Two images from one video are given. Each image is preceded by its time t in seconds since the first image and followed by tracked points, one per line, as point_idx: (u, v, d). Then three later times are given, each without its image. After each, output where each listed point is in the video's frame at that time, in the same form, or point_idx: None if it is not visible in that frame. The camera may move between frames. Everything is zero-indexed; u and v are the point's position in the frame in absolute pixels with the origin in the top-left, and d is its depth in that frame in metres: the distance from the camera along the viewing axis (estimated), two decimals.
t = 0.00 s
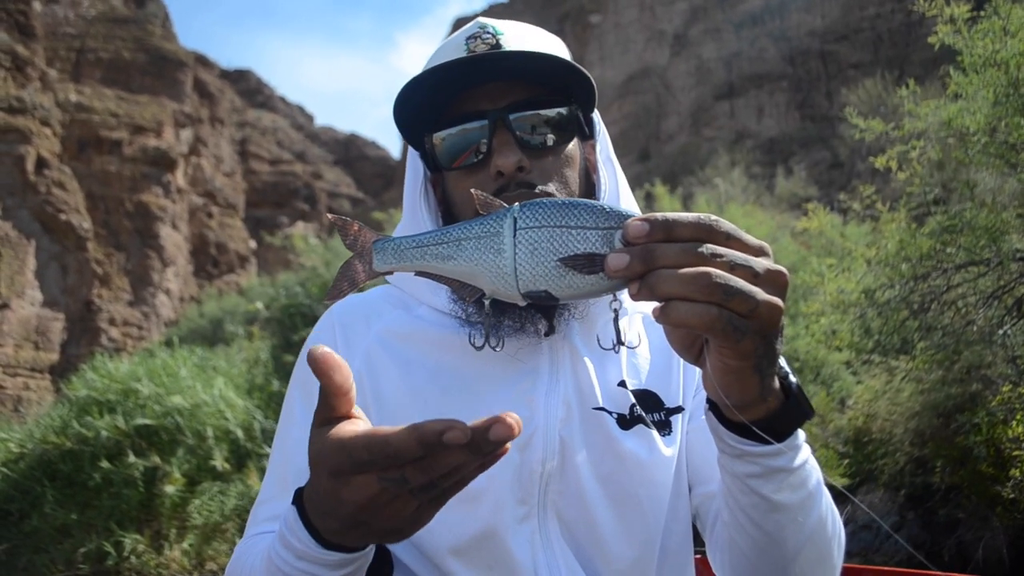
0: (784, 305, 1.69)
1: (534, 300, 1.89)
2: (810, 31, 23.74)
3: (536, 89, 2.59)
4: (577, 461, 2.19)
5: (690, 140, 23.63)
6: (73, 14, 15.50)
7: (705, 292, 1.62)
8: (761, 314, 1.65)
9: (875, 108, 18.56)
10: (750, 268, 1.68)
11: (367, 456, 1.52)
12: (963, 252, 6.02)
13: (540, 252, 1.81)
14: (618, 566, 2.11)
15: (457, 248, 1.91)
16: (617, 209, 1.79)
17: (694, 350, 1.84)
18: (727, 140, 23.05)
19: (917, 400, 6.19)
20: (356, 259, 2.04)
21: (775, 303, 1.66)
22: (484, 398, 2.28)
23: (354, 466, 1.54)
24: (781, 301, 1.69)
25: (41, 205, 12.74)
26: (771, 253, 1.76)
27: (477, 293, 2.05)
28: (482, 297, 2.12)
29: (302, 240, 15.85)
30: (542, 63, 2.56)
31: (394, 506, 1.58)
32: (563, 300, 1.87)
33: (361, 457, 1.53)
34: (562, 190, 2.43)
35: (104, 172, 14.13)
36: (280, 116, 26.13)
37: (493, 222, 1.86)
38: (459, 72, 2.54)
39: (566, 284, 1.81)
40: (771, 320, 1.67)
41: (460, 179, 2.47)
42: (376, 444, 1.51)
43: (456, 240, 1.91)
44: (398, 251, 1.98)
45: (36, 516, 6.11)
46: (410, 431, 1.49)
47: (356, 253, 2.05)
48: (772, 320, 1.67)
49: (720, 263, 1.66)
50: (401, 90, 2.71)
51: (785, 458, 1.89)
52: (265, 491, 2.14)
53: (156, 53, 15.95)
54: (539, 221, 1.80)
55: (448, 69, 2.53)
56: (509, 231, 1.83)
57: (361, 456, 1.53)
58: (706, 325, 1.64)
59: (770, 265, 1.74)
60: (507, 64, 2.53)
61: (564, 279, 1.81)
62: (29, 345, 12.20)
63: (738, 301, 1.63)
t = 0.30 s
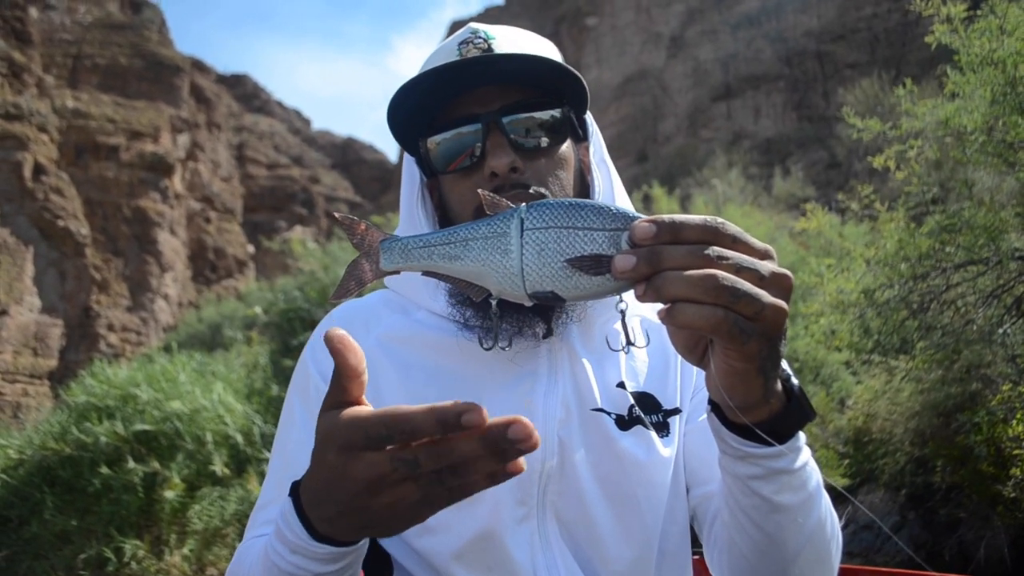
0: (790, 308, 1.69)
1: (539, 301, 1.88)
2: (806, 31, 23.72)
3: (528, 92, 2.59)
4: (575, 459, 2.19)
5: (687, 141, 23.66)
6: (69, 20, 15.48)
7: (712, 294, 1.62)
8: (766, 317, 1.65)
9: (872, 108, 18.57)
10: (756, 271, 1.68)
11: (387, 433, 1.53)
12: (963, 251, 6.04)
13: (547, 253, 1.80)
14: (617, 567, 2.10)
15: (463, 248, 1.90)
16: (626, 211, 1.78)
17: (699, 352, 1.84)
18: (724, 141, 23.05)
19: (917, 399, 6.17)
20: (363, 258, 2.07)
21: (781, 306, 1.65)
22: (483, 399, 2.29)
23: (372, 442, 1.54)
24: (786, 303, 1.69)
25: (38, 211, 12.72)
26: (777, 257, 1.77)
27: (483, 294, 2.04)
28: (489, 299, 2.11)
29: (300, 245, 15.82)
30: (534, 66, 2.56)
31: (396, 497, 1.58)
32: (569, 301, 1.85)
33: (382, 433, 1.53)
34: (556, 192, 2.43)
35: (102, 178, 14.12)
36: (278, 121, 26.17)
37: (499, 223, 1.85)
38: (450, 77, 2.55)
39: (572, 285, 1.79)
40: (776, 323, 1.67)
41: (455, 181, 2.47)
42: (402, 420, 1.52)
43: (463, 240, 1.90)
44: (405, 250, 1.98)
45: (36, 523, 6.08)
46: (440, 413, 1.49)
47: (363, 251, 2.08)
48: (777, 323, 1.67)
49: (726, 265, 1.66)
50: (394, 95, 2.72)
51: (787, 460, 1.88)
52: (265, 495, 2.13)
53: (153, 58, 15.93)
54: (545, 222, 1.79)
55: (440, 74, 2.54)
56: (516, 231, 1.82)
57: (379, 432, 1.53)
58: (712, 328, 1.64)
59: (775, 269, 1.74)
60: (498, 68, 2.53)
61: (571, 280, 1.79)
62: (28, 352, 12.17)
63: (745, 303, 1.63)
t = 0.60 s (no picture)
0: (798, 331, 1.72)
1: (544, 323, 1.90)
2: (806, 32, 23.68)
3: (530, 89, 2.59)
4: (572, 466, 2.27)
5: (688, 142, 23.65)
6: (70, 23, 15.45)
7: (721, 320, 1.66)
8: (776, 343, 1.69)
9: (874, 109, 18.58)
10: (766, 294, 1.71)
11: (243, 334, 1.71)
12: (965, 252, 6.09)
13: (552, 273, 1.82)
14: (613, 568, 2.17)
15: (467, 269, 1.90)
16: (633, 232, 1.83)
17: (705, 372, 1.87)
18: (725, 142, 23.01)
19: (919, 401, 6.13)
20: (364, 279, 1.92)
21: (790, 331, 1.69)
22: (480, 404, 2.40)
23: (233, 344, 1.72)
24: (795, 328, 1.72)
25: (40, 213, 12.70)
26: (787, 276, 1.79)
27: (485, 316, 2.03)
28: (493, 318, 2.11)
29: (301, 246, 15.83)
30: (536, 62, 2.55)
31: (261, 407, 1.73)
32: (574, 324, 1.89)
33: (237, 331, 1.71)
34: (557, 191, 2.42)
35: (103, 180, 14.14)
36: (279, 122, 26.18)
37: (503, 244, 1.87)
38: (451, 73, 2.55)
39: (577, 307, 1.83)
40: (785, 349, 1.71)
41: (454, 179, 2.47)
42: (249, 311, 1.70)
43: (466, 261, 1.90)
44: (407, 271, 1.92)
45: (37, 524, 6.06)
46: (280, 289, 1.67)
47: (363, 273, 1.93)
48: (786, 348, 1.70)
49: (737, 289, 1.70)
50: (395, 92, 2.73)
51: (793, 481, 1.88)
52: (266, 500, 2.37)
53: (153, 60, 15.91)
54: (550, 242, 1.82)
55: (440, 71, 2.55)
56: (520, 252, 1.84)
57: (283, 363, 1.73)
58: (722, 354, 1.68)
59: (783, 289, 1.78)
60: (499, 64, 2.53)
61: (577, 302, 1.83)
62: (30, 353, 12.16)
63: (754, 329, 1.67)
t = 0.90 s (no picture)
0: (804, 352, 1.68)
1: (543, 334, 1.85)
2: (811, 32, 23.59)
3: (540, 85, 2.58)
4: (571, 475, 2.20)
5: (692, 142, 23.67)
6: (74, 19, 15.40)
7: (725, 339, 1.62)
8: (781, 363, 1.65)
9: (878, 110, 18.55)
10: (772, 311, 1.67)
11: (219, 361, 1.66)
12: (970, 254, 6.06)
13: (552, 284, 1.78)
14: None
15: (465, 278, 1.85)
16: (637, 242, 1.78)
17: (706, 387, 1.84)
18: (729, 142, 23.00)
19: (922, 403, 6.13)
20: (357, 284, 1.91)
21: (795, 351, 1.65)
22: (472, 410, 2.30)
23: (209, 372, 1.66)
24: (800, 348, 1.68)
25: (44, 209, 12.72)
26: (794, 293, 1.75)
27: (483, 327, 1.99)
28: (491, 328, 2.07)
29: (305, 244, 15.85)
30: (549, 60, 2.55)
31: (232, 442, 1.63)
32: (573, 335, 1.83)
33: (215, 356, 1.65)
34: (562, 192, 2.41)
35: (107, 177, 14.17)
36: (283, 120, 26.22)
37: (503, 252, 1.83)
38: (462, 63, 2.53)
39: (578, 320, 1.78)
40: (788, 369, 1.67)
41: (458, 172, 2.45)
42: (230, 336, 1.66)
43: (464, 269, 1.85)
44: (404, 277, 1.88)
45: (40, 520, 6.07)
46: (259, 314, 1.64)
47: (358, 277, 1.91)
48: (791, 368, 1.66)
49: (742, 306, 1.65)
50: (402, 80, 2.69)
51: (792, 497, 1.85)
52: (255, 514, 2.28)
53: (157, 57, 15.90)
54: (552, 251, 1.78)
55: (452, 60, 2.53)
56: (520, 262, 1.80)
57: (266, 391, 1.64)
58: (725, 373, 1.64)
59: (790, 306, 1.73)
60: (513, 60, 2.52)
61: (577, 315, 1.77)
62: (34, 349, 12.20)
63: (760, 349, 1.63)
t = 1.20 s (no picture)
0: (795, 365, 1.67)
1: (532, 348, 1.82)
2: (816, 30, 23.49)
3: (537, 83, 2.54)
4: (565, 483, 2.18)
5: (695, 140, 23.63)
6: (78, 14, 15.37)
7: (717, 355, 1.62)
8: (771, 377, 1.64)
9: (882, 108, 18.50)
10: (763, 325, 1.65)
11: (244, 402, 1.68)
12: (974, 253, 6.05)
13: (540, 297, 1.74)
14: None
15: (461, 285, 1.81)
16: (627, 254, 1.73)
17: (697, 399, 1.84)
18: (732, 140, 22.97)
19: (925, 401, 6.14)
20: (350, 282, 1.87)
21: (786, 365, 1.64)
22: (463, 417, 2.27)
23: (233, 414, 1.68)
24: (791, 362, 1.66)
25: (47, 203, 12.72)
26: (786, 304, 1.73)
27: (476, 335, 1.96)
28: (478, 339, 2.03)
29: (307, 239, 15.84)
30: (548, 58, 2.52)
31: (257, 485, 1.66)
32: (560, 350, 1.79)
33: (239, 397, 1.68)
34: (557, 192, 2.40)
35: (110, 172, 14.16)
36: (286, 116, 26.22)
37: (495, 263, 1.79)
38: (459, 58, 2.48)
39: (565, 334, 1.74)
40: (781, 383, 1.65)
41: (449, 167, 2.42)
42: (255, 377, 1.68)
43: (461, 276, 1.81)
44: (399, 279, 1.83)
45: (42, 514, 6.07)
46: (286, 359, 1.67)
47: (351, 276, 1.88)
48: (782, 382, 1.65)
49: (733, 320, 1.64)
50: (396, 72, 2.63)
51: (783, 508, 1.84)
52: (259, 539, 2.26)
53: (161, 52, 15.89)
54: (540, 263, 1.74)
55: (449, 55, 2.48)
56: (510, 271, 1.77)
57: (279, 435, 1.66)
58: (717, 392, 1.64)
59: (783, 317, 1.71)
60: (511, 58, 2.49)
61: (566, 328, 1.73)
62: (36, 343, 12.22)
63: (750, 364, 1.62)
